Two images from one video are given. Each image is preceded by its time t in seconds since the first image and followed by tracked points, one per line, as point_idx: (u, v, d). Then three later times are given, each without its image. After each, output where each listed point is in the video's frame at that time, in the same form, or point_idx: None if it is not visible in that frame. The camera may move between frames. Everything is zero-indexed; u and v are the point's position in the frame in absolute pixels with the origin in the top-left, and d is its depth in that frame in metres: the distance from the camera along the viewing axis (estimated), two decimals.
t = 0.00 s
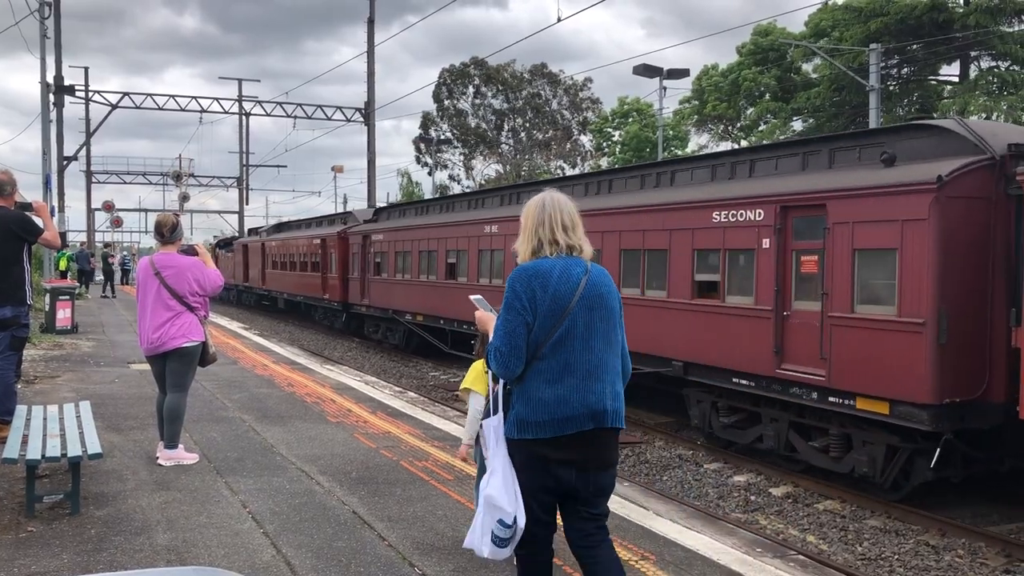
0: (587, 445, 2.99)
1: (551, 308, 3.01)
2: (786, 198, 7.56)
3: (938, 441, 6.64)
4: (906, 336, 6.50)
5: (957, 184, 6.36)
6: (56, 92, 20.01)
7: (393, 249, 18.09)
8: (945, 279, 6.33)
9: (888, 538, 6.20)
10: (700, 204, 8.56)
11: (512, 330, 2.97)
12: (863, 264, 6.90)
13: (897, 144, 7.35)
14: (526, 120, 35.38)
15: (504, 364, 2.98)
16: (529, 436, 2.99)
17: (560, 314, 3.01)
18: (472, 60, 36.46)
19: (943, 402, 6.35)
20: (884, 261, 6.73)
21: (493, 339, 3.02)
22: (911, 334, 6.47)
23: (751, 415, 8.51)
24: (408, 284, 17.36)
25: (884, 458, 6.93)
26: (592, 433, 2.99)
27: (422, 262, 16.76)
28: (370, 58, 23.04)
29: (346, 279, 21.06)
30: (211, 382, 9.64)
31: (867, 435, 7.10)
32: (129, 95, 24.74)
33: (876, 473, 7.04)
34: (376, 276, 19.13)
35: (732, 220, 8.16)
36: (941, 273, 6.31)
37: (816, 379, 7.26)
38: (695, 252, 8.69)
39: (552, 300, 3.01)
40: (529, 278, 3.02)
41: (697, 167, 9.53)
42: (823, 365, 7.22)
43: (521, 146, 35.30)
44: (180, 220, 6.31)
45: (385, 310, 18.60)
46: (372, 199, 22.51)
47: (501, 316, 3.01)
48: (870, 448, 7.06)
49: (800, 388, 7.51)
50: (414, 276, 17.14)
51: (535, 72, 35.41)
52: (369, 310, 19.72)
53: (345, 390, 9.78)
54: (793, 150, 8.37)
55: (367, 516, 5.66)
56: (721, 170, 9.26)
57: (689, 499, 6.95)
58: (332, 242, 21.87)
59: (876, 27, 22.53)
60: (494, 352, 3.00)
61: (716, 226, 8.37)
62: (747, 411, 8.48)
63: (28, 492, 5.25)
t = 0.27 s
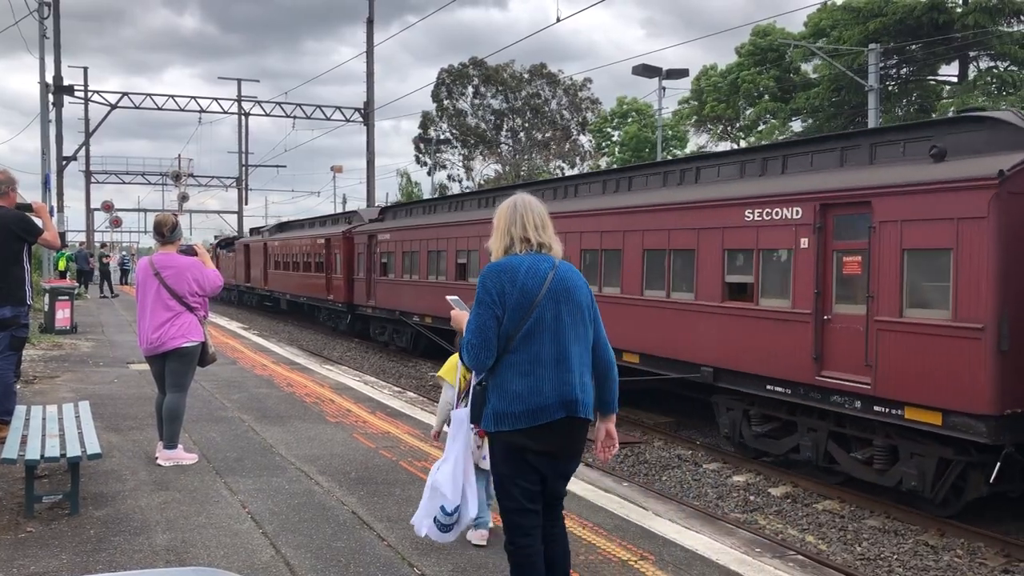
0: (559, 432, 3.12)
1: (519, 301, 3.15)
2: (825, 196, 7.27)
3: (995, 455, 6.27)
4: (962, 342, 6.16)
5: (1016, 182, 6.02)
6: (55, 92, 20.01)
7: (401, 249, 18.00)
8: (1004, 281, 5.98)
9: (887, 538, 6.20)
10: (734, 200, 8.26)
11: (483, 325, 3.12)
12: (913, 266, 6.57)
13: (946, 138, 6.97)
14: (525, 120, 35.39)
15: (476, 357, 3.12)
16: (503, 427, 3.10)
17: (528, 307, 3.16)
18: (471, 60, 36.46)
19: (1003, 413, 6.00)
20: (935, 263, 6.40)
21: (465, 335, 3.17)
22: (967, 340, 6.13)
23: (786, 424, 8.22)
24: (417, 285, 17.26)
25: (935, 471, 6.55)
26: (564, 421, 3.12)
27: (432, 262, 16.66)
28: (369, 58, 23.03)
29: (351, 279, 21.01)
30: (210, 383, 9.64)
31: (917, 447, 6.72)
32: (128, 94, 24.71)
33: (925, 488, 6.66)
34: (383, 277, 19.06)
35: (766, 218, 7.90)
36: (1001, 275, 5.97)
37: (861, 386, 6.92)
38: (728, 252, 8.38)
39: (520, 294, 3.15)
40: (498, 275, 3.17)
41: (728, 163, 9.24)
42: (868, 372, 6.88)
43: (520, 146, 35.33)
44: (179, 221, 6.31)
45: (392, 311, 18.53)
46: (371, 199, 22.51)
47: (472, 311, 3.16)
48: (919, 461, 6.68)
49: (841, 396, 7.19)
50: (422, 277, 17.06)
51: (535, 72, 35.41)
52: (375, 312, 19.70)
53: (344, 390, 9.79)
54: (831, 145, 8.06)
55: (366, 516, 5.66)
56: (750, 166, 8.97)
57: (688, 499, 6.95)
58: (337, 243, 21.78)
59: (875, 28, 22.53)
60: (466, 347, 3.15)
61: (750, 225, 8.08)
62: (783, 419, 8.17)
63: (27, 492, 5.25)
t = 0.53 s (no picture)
0: (538, 426, 3.21)
1: (501, 301, 3.26)
2: (869, 192, 6.88)
3: None
4: None
5: None
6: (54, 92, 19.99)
7: (409, 248, 17.86)
8: None
9: (886, 537, 6.20)
10: (767, 198, 7.90)
11: (465, 322, 3.22)
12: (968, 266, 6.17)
13: (1000, 130, 6.58)
14: (525, 120, 35.40)
15: (459, 353, 3.23)
16: (484, 421, 3.19)
17: (509, 306, 3.26)
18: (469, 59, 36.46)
19: None
20: (993, 263, 6.00)
21: (449, 333, 3.28)
22: None
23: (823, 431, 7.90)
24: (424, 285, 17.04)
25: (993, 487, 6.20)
26: (542, 417, 3.21)
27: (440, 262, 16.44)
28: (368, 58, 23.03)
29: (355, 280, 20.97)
30: (209, 382, 9.63)
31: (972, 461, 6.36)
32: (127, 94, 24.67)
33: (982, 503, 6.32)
34: (389, 277, 18.96)
35: (805, 215, 7.50)
36: None
37: (911, 395, 6.54)
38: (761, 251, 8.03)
39: (501, 294, 3.26)
40: (480, 276, 3.28)
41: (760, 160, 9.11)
42: (919, 380, 6.49)
43: (519, 146, 35.37)
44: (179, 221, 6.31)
45: (400, 313, 18.42)
46: (370, 198, 22.51)
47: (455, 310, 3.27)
48: (975, 474, 6.32)
49: (887, 405, 6.82)
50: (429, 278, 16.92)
51: (534, 71, 35.40)
52: (380, 313, 19.66)
53: (343, 390, 9.79)
54: (871, 138, 7.83)
55: (365, 515, 5.66)
56: (783, 162, 8.84)
57: (687, 498, 6.95)
58: (342, 242, 21.72)
59: (874, 27, 22.53)
60: (450, 344, 3.25)
61: (784, 221, 7.72)
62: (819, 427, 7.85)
63: (26, 492, 5.25)
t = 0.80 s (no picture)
0: (519, 417, 3.29)
1: (490, 295, 3.32)
2: (921, 186, 6.40)
3: None
4: None
5: None
6: (52, 91, 19.97)
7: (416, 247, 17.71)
8: None
9: (885, 535, 6.21)
10: (806, 193, 7.44)
11: (456, 313, 3.29)
12: None
13: None
14: (523, 119, 35.40)
15: (448, 342, 3.29)
16: (470, 409, 3.27)
17: (498, 300, 3.33)
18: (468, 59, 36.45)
19: None
20: None
21: (439, 322, 3.34)
22: None
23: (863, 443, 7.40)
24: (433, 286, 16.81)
25: None
26: (524, 408, 3.29)
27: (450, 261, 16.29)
28: (366, 57, 23.02)
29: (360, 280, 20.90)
30: (208, 381, 9.62)
31: None
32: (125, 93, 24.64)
33: None
34: (397, 276, 18.89)
35: (848, 211, 7.03)
36: None
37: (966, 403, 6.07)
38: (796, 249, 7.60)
39: (491, 288, 3.33)
40: (473, 270, 3.34)
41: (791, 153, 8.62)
42: (977, 389, 6.01)
43: (518, 145, 35.45)
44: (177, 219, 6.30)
45: (407, 313, 18.28)
46: (368, 198, 22.51)
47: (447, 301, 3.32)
48: None
49: (939, 414, 6.34)
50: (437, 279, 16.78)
51: (532, 70, 35.41)
52: (387, 314, 19.62)
53: (342, 389, 9.78)
54: (916, 130, 7.35)
55: (364, 514, 5.66)
56: (817, 155, 8.34)
57: (686, 497, 6.95)
58: (347, 241, 21.68)
59: (872, 26, 22.53)
60: (440, 333, 3.32)
61: (823, 219, 7.27)
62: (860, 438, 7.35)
63: (25, 491, 5.24)
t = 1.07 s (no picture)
0: (503, 410, 3.35)
1: (475, 291, 3.36)
2: (976, 181, 6.06)
3: None
4: None
5: None
6: (51, 91, 19.98)
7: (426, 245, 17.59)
8: None
9: (884, 534, 6.22)
10: (850, 189, 7.12)
11: (441, 310, 3.32)
12: None
13: None
14: (522, 118, 35.40)
15: (434, 338, 3.32)
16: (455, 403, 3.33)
17: (482, 296, 3.37)
18: (466, 58, 36.46)
19: None
20: None
21: (425, 319, 3.37)
22: None
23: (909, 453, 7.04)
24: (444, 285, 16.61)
25: None
26: (509, 400, 3.35)
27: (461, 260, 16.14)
28: (365, 56, 23.01)
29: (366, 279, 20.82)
30: (207, 381, 9.62)
31: None
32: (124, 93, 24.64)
33: None
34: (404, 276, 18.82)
35: (895, 209, 6.70)
36: None
37: None
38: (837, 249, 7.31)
39: (475, 285, 3.37)
40: (458, 267, 3.38)
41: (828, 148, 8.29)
42: None
43: (517, 144, 35.50)
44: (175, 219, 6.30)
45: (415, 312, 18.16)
46: (367, 197, 22.51)
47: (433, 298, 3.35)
48: None
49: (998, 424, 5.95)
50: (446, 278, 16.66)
51: (531, 70, 35.41)
52: (393, 314, 19.56)
53: (341, 388, 9.79)
54: (965, 123, 7.02)
55: (363, 514, 5.67)
56: (859, 149, 8.02)
57: (685, 496, 6.95)
58: (352, 240, 21.58)
59: (871, 25, 22.53)
60: (426, 330, 3.35)
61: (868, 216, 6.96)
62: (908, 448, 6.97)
63: (24, 491, 5.24)
